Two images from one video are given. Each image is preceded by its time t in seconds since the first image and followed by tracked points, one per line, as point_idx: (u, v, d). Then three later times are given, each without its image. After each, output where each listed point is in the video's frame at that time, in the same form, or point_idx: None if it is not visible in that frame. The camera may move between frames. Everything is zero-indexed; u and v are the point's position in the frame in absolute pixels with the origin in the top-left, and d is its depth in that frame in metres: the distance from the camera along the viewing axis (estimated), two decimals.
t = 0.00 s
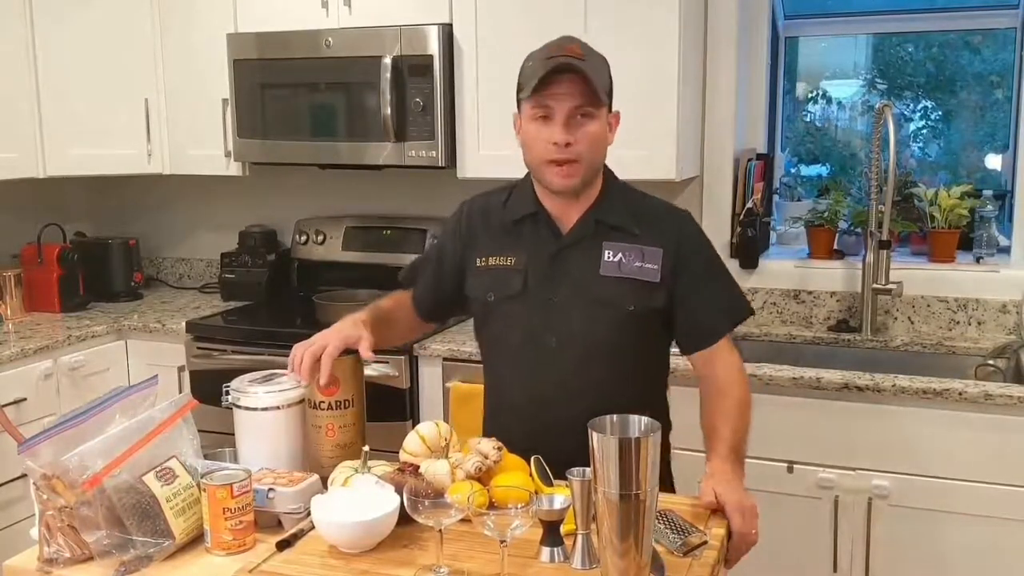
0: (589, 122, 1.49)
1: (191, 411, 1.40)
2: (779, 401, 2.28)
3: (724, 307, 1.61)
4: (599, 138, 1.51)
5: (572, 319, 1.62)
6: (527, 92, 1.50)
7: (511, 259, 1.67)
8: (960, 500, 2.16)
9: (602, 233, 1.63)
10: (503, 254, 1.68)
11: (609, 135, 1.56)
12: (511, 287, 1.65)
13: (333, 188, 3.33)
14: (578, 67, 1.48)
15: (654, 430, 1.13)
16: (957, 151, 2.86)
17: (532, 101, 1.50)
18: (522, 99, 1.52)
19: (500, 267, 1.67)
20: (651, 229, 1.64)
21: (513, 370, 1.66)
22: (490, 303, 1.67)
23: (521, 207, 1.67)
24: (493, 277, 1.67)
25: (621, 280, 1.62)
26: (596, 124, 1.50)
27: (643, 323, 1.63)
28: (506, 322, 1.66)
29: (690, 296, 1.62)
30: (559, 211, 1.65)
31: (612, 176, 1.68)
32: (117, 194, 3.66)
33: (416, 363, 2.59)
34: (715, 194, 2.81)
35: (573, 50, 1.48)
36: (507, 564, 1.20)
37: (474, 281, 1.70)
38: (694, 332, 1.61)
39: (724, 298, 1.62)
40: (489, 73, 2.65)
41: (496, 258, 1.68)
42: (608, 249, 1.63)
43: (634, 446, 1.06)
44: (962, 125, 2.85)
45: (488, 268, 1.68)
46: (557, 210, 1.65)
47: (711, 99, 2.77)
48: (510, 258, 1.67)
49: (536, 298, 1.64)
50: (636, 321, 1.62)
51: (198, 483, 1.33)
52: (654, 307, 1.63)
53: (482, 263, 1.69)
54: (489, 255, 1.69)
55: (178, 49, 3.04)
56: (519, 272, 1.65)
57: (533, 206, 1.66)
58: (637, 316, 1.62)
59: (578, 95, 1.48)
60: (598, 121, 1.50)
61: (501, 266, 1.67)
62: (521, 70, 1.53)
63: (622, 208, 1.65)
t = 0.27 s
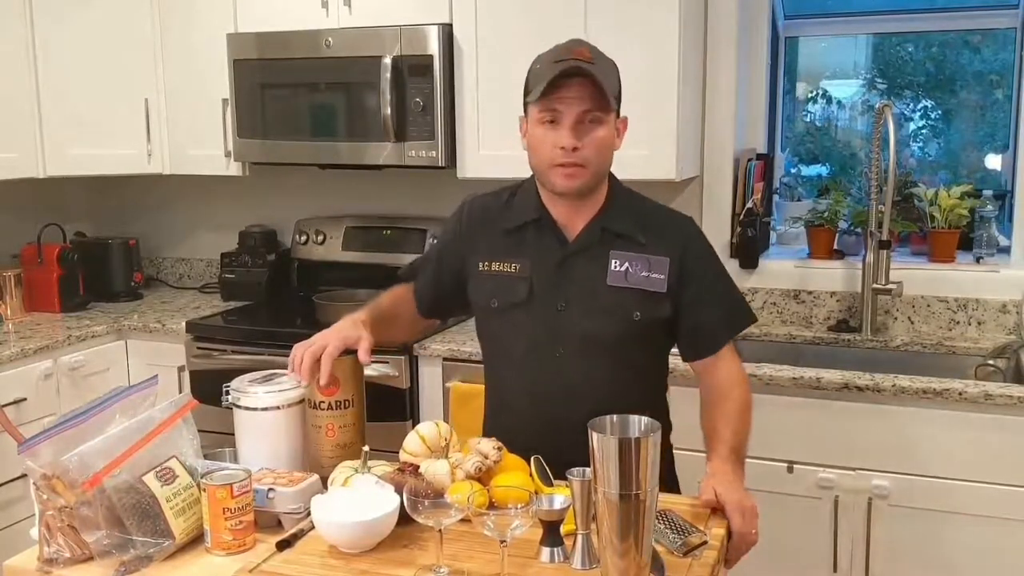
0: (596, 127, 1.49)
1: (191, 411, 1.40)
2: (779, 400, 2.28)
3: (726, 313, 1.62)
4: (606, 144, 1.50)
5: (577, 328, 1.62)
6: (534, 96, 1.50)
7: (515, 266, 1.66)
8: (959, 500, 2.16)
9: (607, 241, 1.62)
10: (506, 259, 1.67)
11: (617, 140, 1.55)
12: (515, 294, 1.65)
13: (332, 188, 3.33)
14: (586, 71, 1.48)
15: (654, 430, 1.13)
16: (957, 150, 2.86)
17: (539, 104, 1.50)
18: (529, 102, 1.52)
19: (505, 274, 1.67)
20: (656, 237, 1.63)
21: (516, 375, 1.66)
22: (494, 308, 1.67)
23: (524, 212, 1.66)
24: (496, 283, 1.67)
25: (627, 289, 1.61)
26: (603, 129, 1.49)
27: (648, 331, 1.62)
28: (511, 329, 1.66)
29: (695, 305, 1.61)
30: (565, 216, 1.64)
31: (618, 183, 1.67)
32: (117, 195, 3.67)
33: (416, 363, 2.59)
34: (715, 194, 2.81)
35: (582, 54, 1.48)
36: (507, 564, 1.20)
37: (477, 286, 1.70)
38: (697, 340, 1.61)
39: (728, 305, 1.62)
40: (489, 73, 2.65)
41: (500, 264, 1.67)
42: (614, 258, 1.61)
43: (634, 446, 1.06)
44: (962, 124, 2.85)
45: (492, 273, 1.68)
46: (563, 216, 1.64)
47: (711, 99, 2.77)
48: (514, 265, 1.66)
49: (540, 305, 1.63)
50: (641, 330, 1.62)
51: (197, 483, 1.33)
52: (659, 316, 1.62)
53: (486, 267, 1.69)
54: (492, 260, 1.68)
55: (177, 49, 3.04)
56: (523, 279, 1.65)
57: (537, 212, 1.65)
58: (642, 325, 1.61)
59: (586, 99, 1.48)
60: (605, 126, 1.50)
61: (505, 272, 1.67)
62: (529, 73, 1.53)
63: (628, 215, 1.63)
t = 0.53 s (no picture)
0: (604, 125, 1.49)
1: (191, 411, 1.40)
2: (779, 400, 2.28)
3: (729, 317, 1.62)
4: (613, 142, 1.50)
5: (582, 326, 1.62)
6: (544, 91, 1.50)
7: (522, 261, 1.65)
8: (959, 500, 2.16)
9: (615, 238, 1.61)
10: (513, 255, 1.66)
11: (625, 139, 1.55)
12: (521, 290, 1.65)
13: (333, 187, 3.33)
14: (595, 68, 1.48)
15: (654, 430, 1.13)
16: (958, 150, 2.86)
17: (548, 99, 1.50)
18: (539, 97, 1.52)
19: (511, 269, 1.66)
20: (663, 235, 1.63)
21: (518, 373, 1.66)
22: (500, 304, 1.67)
23: (531, 207, 1.66)
24: (503, 278, 1.66)
25: (633, 287, 1.61)
26: (611, 128, 1.49)
27: (652, 330, 1.62)
28: (515, 324, 1.66)
29: (699, 304, 1.62)
30: (571, 211, 1.64)
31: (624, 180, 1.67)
32: (117, 195, 3.67)
33: (416, 363, 2.60)
34: (715, 194, 2.81)
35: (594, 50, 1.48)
36: (507, 564, 1.20)
37: (483, 281, 1.69)
38: (700, 340, 1.62)
39: (731, 305, 1.63)
40: (489, 74, 2.65)
41: (506, 259, 1.67)
42: (621, 255, 1.61)
43: (634, 446, 1.06)
44: (962, 124, 2.85)
45: (497, 268, 1.67)
46: (569, 211, 1.64)
47: (711, 99, 2.77)
48: (520, 260, 1.65)
49: (547, 301, 1.63)
50: (645, 328, 1.62)
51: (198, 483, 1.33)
52: (663, 315, 1.62)
53: (492, 262, 1.68)
54: (499, 255, 1.68)
55: (177, 49, 3.04)
56: (529, 275, 1.64)
57: (544, 207, 1.65)
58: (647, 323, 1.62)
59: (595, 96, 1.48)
60: (613, 124, 1.49)
61: (512, 267, 1.66)
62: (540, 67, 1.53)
63: (635, 213, 1.63)
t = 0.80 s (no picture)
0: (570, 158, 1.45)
1: (191, 411, 1.40)
2: (779, 400, 2.28)
3: (731, 324, 1.61)
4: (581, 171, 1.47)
5: (582, 324, 1.62)
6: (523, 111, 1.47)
7: (527, 255, 1.66)
8: (959, 500, 2.16)
9: (620, 238, 1.61)
10: (519, 249, 1.67)
11: (609, 160, 1.49)
12: (526, 284, 1.65)
13: (332, 188, 3.32)
14: (561, 105, 1.39)
15: (654, 430, 1.13)
16: (957, 150, 2.86)
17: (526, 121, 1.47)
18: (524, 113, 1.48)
19: (517, 264, 1.66)
20: (669, 238, 1.62)
21: (518, 373, 1.66)
22: (503, 297, 1.67)
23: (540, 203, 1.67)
24: (508, 272, 1.67)
25: (636, 287, 1.60)
26: (577, 160, 1.45)
27: (653, 331, 1.62)
28: (517, 319, 1.66)
29: (701, 308, 1.61)
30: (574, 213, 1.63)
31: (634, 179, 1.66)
32: (117, 195, 3.67)
33: (416, 363, 2.60)
34: (715, 194, 2.81)
35: (565, 84, 1.38)
36: (507, 564, 1.20)
37: (489, 274, 1.70)
38: (702, 342, 1.61)
39: (734, 312, 1.62)
40: (488, 74, 2.65)
41: (513, 253, 1.67)
42: (626, 255, 1.61)
43: (634, 446, 1.06)
44: (961, 125, 2.85)
45: (504, 262, 1.68)
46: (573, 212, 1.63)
47: (711, 99, 2.77)
48: (526, 255, 1.66)
49: (550, 297, 1.63)
50: (647, 328, 1.62)
51: (198, 483, 1.33)
52: (665, 316, 1.62)
53: (498, 256, 1.69)
54: (506, 249, 1.68)
55: (177, 49, 3.04)
56: (534, 269, 1.64)
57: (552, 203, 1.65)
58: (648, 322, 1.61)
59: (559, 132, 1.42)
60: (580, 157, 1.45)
61: (517, 261, 1.66)
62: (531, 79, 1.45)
63: (643, 213, 1.63)
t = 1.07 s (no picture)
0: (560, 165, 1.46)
1: (192, 411, 1.40)
2: (779, 400, 2.28)
3: (733, 326, 1.59)
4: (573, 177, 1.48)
5: (576, 325, 1.62)
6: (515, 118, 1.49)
7: (524, 254, 1.67)
8: (959, 500, 2.16)
9: (614, 240, 1.61)
10: (517, 249, 1.68)
11: (601, 165, 1.50)
12: (520, 284, 1.66)
13: (332, 187, 3.32)
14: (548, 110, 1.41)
15: (654, 430, 1.13)
16: (957, 150, 2.86)
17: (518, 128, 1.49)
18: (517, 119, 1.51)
19: (514, 263, 1.67)
20: (666, 240, 1.61)
21: (517, 373, 1.66)
22: (500, 296, 1.68)
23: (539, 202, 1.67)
24: (505, 271, 1.68)
25: (626, 289, 1.60)
26: (568, 167, 1.46)
27: (645, 334, 1.62)
28: (512, 319, 1.67)
29: (701, 310, 1.60)
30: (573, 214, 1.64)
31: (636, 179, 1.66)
32: (117, 194, 3.66)
33: (416, 363, 2.60)
34: (715, 194, 2.81)
35: (553, 92, 1.41)
36: (507, 564, 1.20)
37: (488, 273, 1.71)
38: (704, 344, 1.60)
39: (737, 315, 1.60)
40: (488, 74, 2.65)
41: (511, 252, 1.68)
42: (617, 257, 1.61)
43: (634, 446, 1.06)
44: (961, 124, 2.85)
45: (502, 261, 1.69)
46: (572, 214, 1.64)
47: (711, 99, 2.77)
48: (524, 254, 1.67)
49: (545, 296, 1.64)
50: (638, 332, 1.61)
51: (198, 483, 1.33)
52: (657, 320, 1.61)
53: (497, 255, 1.70)
54: (505, 248, 1.69)
55: (177, 49, 3.04)
56: (530, 269, 1.65)
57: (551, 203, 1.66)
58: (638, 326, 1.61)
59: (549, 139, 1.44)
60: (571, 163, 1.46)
61: (514, 261, 1.67)
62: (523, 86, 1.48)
63: (643, 214, 1.62)
